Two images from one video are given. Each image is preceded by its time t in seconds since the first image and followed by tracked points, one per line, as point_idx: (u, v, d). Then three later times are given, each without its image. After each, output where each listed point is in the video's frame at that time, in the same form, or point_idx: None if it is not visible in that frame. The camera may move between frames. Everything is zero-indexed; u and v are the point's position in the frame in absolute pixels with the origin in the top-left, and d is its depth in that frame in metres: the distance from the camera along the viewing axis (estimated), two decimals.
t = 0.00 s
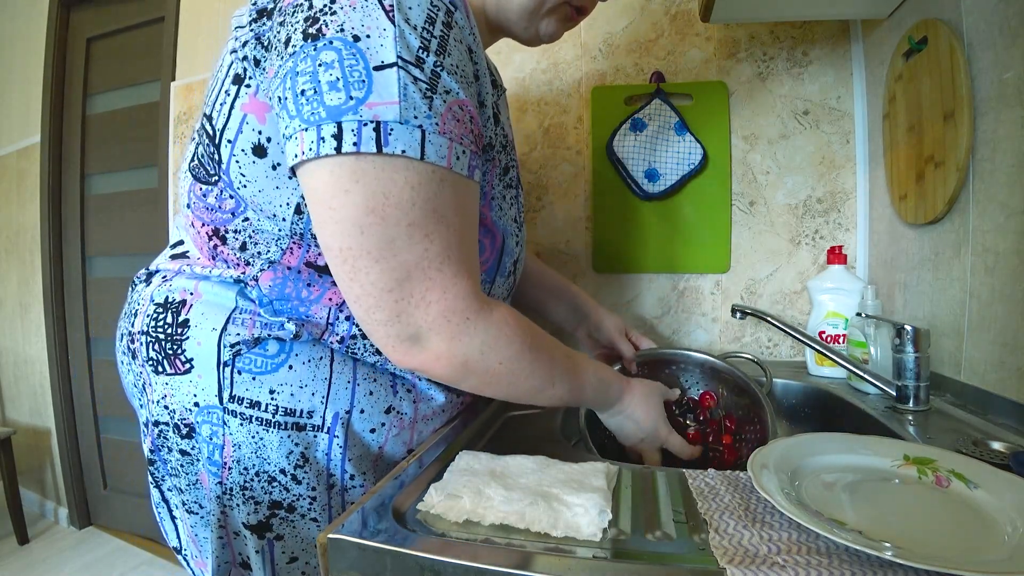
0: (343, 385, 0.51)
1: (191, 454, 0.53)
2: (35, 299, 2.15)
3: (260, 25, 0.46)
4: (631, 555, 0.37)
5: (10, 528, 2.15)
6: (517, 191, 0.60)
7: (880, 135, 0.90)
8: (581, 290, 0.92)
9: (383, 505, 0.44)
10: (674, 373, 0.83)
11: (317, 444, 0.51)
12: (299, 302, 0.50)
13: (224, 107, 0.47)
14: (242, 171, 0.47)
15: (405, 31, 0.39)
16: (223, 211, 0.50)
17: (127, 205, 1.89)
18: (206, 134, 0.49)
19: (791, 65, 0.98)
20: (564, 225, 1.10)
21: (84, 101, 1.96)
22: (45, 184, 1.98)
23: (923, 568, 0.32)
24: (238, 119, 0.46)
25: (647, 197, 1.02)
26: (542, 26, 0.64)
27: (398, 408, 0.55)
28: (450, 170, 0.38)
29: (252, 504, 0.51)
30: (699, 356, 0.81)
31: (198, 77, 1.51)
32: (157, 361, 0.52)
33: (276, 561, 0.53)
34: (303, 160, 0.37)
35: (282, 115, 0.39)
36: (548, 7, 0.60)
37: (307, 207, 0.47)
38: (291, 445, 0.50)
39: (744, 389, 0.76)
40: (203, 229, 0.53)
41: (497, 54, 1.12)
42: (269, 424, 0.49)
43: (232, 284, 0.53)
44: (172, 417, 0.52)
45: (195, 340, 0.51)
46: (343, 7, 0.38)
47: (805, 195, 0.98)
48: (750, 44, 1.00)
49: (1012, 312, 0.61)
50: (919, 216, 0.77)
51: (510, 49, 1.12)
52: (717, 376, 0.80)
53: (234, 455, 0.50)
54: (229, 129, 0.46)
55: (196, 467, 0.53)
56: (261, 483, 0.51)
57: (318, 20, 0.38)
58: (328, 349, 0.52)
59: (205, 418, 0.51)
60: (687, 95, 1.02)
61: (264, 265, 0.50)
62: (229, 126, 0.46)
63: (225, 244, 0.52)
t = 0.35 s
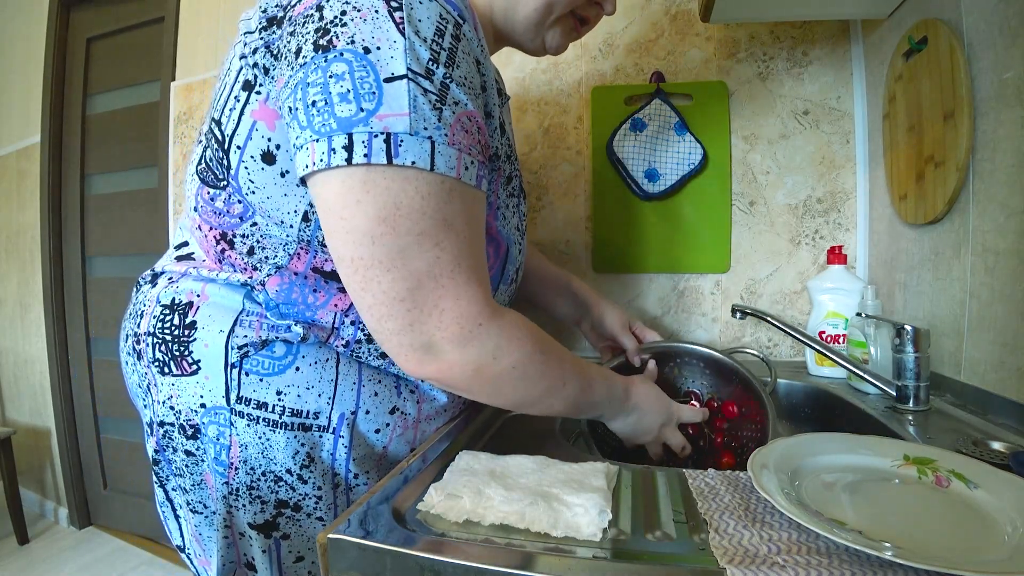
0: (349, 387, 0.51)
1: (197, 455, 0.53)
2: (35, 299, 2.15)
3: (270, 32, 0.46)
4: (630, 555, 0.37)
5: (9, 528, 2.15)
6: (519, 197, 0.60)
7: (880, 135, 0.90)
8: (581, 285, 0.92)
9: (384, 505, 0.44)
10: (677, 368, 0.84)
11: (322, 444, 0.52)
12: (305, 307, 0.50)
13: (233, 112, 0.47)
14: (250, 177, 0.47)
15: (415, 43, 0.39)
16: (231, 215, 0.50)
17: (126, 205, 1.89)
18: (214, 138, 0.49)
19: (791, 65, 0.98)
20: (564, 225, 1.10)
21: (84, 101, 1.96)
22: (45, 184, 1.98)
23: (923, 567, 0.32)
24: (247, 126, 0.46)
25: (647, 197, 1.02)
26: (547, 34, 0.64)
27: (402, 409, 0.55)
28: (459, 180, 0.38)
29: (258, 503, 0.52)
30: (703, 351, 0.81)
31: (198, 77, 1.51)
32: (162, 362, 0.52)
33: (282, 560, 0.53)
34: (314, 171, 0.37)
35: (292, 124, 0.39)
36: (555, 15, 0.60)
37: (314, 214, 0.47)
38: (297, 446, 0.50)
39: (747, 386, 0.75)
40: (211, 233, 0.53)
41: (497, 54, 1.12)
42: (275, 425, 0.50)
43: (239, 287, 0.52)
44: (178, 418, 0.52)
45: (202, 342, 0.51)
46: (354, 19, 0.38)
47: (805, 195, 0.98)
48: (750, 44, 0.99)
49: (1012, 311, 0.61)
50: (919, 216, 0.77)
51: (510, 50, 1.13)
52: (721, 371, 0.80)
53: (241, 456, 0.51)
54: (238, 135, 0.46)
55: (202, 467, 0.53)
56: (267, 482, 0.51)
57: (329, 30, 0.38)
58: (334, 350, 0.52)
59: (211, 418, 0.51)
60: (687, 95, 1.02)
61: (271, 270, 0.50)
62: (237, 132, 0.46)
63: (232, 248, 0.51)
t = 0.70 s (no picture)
0: (350, 389, 0.51)
1: (199, 455, 0.53)
2: (35, 299, 2.15)
3: (265, 36, 0.46)
4: (630, 554, 0.37)
5: (9, 528, 2.15)
6: (517, 201, 0.60)
7: (880, 135, 0.90)
8: (581, 284, 0.92)
9: (385, 505, 0.44)
10: (678, 365, 0.84)
11: (323, 444, 0.52)
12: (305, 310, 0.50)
13: (228, 115, 0.47)
14: (245, 181, 0.47)
15: (407, 47, 0.39)
16: (228, 218, 0.50)
17: (126, 205, 1.89)
18: (210, 141, 0.49)
19: (791, 65, 0.98)
20: (564, 225, 1.10)
21: (84, 101, 1.96)
22: (45, 184, 1.98)
23: (923, 568, 0.32)
24: (242, 129, 0.46)
25: (647, 197, 1.02)
26: (543, 37, 0.64)
27: (402, 410, 0.55)
28: (451, 185, 0.38)
29: (260, 503, 0.52)
30: (704, 346, 0.80)
31: (198, 77, 1.51)
32: (163, 363, 0.52)
33: (284, 560, 0.53)
34: (304, 176, 0.38)
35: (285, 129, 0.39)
36: (550, 19, 0.60)
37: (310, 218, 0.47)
38: (298, 446, 0.50)
39: (748, 381, 0.75)
40: (208, 236, 0.53)
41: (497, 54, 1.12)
42: (276, 426, 0.50)
43: (238, 289, 0.52)
44: (179, 419, 0.53)
45: (203, 344, 0.51)
46: (346, 23, 0.38)
47: (805, 195, 0.98)
48: (750, 44, 1.00)
49: (1012, 311, 0.61)
50: (919, 216, 0.77)
51: (510, 50, 1.13)
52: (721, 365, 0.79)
53: (243, 456, 0.51)
54: (232, 138, 0.46)
55: (204, 468, 0.53)
56: (269, 482, 0.51)
57: (320, 35, 0.38)
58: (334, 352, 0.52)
59: (212, 420, 0.51)
60: (687, 95, 1.02)
61: (267, 273, 0.50)
62: (232, 135, 0.47)
63: (229, 250, 0.51)
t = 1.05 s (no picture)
0: (349, 388, 0.51)
1: (197, 455, 0.53)
2: (35, 299, 2.15)
3: (263, 35, 0.46)
4: (630, 555, 0.37)
5: (9, 528, 2.15)
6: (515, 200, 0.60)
7: (880, 134, 0.90)
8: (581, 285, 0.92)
9: (384, 505, 0.44)
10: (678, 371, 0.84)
11: (322, 444, 0.52)
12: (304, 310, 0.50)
13: (226, 115, 0.47)
14: (244, 180, 0.47)
15: (404, 45, 0.39)
16: (227, 217, 0.50)
17: (126, 205, 1.88)
18: (208, 141, 0.49)
19: (791, 65, 0.98)
20: (564, 225, 1.10)
21: (84, 101, 1.96)
22: (45, 184, 1.98)
23: (925, 568, 0.32)
24: (240, 129, 0.46)
25: (647, 197, 1.02)
26: (543, 37, 0.64)
27: (401, 410, 0.55)
28: (449, 184, 0.38)
29: (259, 503, 0.52)
30: (704, 352, 0.81)
31: (198, 77, 1.51)
32: (162, 363, 0.52)
33: (284, 559, 0.53)
34: (303, 176, 0.38)
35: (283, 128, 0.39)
36: (551, 19, 0.60)
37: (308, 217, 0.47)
38: (296, 446, 0.50)
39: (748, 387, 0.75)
40: (207, 235, 0.53)
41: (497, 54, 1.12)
42: (275, 426, 0.50)
43: (237, 289, 0.52)
44: (178, 419, 0.53)
45: (202, 344, 0.51)
46: (343, 22, 0.38)
47: (805, 195, 0.98)
48: (750, 44, 0.99)
49: (1012, 311, 0.61)
50: (919, 216, 0.77)
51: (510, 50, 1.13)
52: (721, 372, 0.80)
53: (242, 456, 0.51)
54: (230, 137, 0.46)
55: (203, 467, 0.53)
56: (268, 482, 0.51)
57: (318, 34, 0.39)
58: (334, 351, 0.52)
59: (211, 420, 0.51)
60: (687, 95, 1.02)
61: (266, 273, 0.50)
62: (230, 135, 0.47)
63: (227, 250, 0.52)
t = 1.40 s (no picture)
0: (348, 388, 0.51)
1: (196, 455, 0.53)
2: (35, 299, 2.15)
3: (265, 33, 0.46)
4: (630, 555, 0.37)
5: (9, 528, 2.15)
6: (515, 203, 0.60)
7: (880, 134, 0.90)
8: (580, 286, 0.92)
9: (384, 505, 0.44)
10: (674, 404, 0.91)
11: (321, 444, 0.52)
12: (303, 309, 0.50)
13: (226, 113, 0.47)
14: (243, 178, 0.47)
15: (403, 42, 0.39)
16: (227, 216, 0.50)
17: (126, 205, 1.88)
18: (209, 139, 0.49)
19: (790, 65, 0.98)
20: (564, 225, 1.10)
21: (84, 101, 1.96)
22: (45, 184, 1.98)
23: (924, 568, 0.32)
24: (240, 126, 0.46)
25: (647, 197, 1.02)
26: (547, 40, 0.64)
27: (401, 410, 0.55)
28: (446, 182, 0.38)
29: (258, 503, 0.52)
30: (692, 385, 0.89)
31: (198, 77, 1.51)
32: (161, 363, 0.52)
33: (284, 560, 0.53)
34: (298, 172, 0.38)
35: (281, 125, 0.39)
36: (554, 23, 0.60)
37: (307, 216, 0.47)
38: (296, 446, 0.50)
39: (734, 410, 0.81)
40: (207, 234, 0.53)
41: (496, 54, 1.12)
42: (274, 426, 0.50)
43: (236, 288, 0.52)
44: (177, 419, 0.52)
45: (201, 343, 0.51)
46: (343, 20, 0.38)
47: (805, 195, 0.98)
48: (750, 44, 0.99)
49: (1012, 311, 0.61)
50: (919, 216, 0.77)
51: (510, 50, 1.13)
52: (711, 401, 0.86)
53: (241, 456, 0.51)
54: (231, 135, 0.46)
55: (202, 468, 0.53)
56: (268, 482, 0.51)
57: (318, 31, 0.39)
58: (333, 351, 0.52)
59: (211, 419, 0.51)
60: (686, 95, 1.02)
61: (266, 272, 0.50)
62: (230, 133, 0.47)
63: (227, 248, 0.52)
